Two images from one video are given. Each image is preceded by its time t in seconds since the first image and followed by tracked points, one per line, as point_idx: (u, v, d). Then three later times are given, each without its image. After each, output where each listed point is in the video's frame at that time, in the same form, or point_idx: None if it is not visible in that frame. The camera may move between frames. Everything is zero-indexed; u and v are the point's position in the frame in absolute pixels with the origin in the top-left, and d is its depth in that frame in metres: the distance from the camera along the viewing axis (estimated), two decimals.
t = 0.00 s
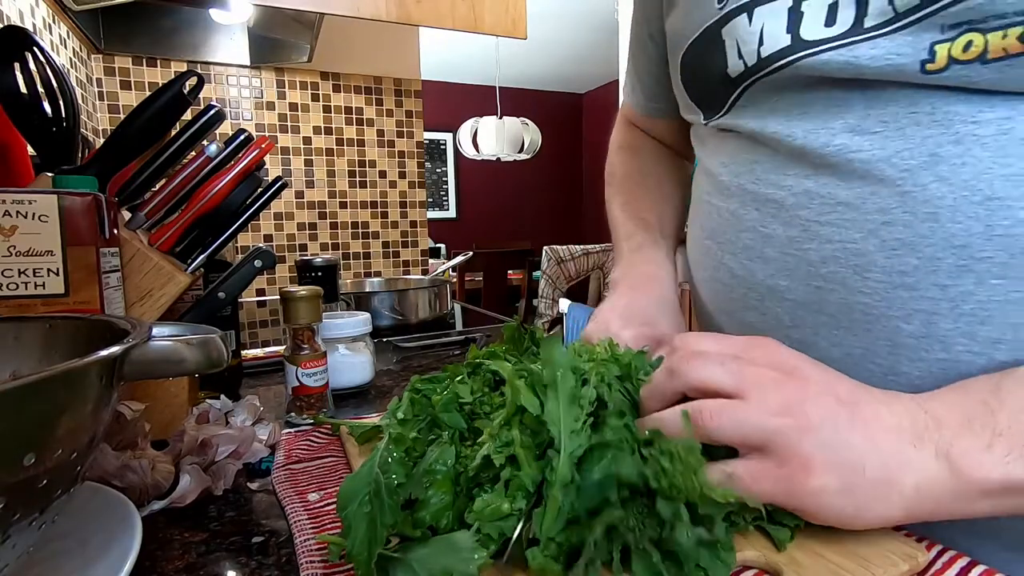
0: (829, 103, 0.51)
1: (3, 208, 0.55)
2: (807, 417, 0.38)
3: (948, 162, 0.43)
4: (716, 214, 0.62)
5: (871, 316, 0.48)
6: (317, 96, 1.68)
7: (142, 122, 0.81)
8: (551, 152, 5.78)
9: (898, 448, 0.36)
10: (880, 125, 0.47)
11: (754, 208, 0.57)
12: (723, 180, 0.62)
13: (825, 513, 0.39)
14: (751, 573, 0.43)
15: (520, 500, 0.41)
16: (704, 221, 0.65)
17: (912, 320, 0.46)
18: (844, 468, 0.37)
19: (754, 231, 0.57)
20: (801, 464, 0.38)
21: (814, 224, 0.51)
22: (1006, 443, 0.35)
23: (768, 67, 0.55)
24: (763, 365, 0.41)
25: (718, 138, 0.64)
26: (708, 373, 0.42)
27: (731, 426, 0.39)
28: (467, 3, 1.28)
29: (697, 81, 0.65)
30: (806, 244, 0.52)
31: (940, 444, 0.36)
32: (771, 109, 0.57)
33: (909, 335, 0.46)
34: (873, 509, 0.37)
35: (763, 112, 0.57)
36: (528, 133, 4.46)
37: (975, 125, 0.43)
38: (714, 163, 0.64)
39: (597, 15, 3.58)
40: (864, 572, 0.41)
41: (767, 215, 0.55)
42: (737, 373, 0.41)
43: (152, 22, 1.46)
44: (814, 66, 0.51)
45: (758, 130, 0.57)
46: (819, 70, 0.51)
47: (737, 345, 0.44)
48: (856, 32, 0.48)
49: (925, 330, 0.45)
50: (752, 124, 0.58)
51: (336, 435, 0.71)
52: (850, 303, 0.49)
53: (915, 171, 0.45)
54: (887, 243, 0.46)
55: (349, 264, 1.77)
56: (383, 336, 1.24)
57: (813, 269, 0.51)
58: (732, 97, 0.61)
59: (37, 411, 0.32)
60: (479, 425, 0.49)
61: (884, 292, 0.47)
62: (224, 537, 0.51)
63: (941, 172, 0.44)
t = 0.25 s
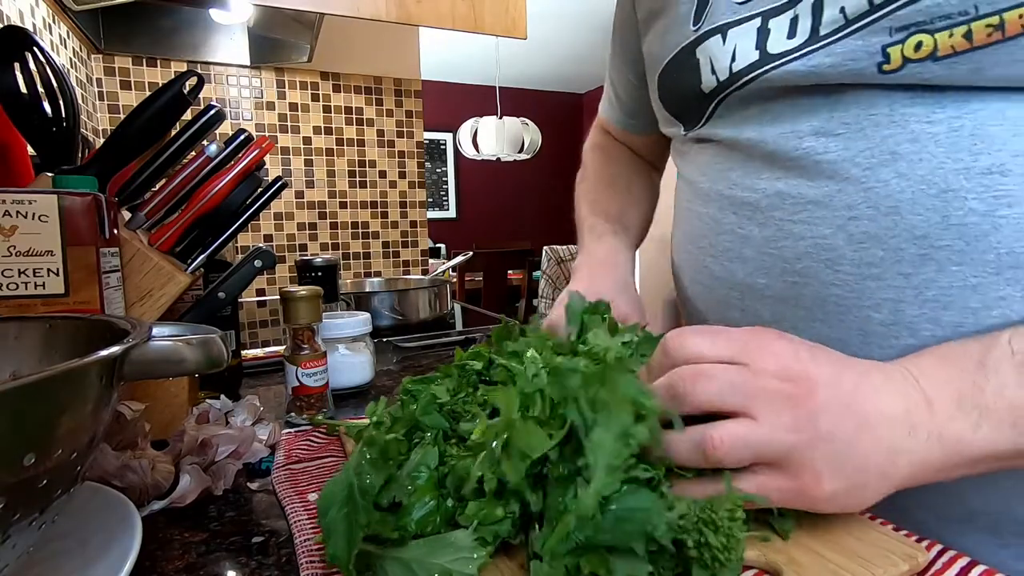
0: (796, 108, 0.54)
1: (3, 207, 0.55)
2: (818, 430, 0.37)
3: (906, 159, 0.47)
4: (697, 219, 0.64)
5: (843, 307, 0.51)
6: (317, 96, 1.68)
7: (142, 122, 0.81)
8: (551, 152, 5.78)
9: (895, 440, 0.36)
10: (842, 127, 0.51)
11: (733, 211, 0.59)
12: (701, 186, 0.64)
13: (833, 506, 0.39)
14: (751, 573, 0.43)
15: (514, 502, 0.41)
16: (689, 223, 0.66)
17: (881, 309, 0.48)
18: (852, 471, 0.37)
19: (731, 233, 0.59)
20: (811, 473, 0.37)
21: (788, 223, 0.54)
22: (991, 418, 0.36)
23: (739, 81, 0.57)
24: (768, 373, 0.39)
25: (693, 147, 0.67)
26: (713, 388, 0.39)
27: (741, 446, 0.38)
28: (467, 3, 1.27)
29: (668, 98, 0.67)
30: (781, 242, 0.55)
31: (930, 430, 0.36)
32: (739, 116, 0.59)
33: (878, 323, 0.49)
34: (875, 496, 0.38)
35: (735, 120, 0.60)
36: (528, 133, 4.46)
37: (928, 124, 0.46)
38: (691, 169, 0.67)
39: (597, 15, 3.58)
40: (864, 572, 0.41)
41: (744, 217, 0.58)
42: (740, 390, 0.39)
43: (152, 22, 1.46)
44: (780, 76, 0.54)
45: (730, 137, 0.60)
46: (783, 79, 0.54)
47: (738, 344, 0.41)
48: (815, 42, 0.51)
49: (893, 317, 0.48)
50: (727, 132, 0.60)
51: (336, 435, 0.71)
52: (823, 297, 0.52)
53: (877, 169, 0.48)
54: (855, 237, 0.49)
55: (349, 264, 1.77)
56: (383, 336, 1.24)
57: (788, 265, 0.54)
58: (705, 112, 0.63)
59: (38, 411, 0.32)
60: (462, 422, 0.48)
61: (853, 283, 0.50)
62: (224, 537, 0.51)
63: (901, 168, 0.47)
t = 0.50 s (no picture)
0: (776, 106, 0.55)
1: (3, 208, 0.55)
2: (800, 384, 0.37)
3: (881, 151, 0.47)
4: (682, 217, 0.64)
5: (823, 295, 0.51)
6: (317, 96, 1.68)
7: (142, 122, 0.81)
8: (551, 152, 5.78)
9: (880, 404, 0.37)
10: (821, 124, 0.51)
11: (719, 208, 0.59)
12: (685, 185, 0.64)
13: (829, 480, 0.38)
14: (751, 573, 0.43)
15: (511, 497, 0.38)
16: (676, 218, 0.65)
17: (859, 296, 0.49)
18: (843, 434, 0.37)
19: (716, 228, 0.59)
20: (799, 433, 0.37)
21: (769, 216, 0.54)
22: (981, 391, 0.36)
23: (722, 84, 0.58)
24: (752, 340, 0.40)
25: (675, 148, 0.67)
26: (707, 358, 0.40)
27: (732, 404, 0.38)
28: (466, 3, 1.27)
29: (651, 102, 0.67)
30: (765, 234, 0.55)
31: (918, 399, 0.37)
32: (720, 115, 0.60)
33: (858, 310, 0.49)
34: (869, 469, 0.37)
35: (717, 121, 0.60)
36: (528, 133, 4.46)
37: (902, 118, 0.47)
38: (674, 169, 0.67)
39: (597, 15, 3.57)
40: (865, 572, 0.41)
41: (728, 212, 0.58)
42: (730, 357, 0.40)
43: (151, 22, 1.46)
44: (759, 76, 0.54)
45: (712, 137, 0.60)
46: (763, 80, 0.54)
47: (729, 319, 0.42)
48: (791, 43, 0.52)
49: (872, 304, 0.49)
50: (708, 133, 0.61)
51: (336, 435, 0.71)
52: (804, 287, 0.52)
53: (854, 163, 0.49)
54: (835, 228, 0.50)
55: (349, 264, 1.77)
56: (383, 336, 1.24)
57: (771, 257, 0.54)
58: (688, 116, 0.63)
59: (38, 410, 0.32)
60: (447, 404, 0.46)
61: (833, 271, 0.50)
62: (224, 537, 0.51)
63: (876, 161, 0.48)
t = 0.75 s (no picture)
0: (778, 102, 0.55)
1: (3, 207, 0.55)
2: (806, 373, 0.37)
3: (878, 149, 0.48)
4: (681, 212, 0.64)
5: (817, 291, 0.52)
6: (317, 96, 1.68)
7: (142, 122, 0.81)
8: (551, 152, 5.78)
9: (879, 394, 0.36)
10: (819, 121, 0.52)
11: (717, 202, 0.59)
12: (684, 179, 0.64)
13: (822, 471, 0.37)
14: (751, 573, 0.43)
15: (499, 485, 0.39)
16: (676, 213, 0.65)
17: (851, 292, 0.50)
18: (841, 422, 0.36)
19: (714, 223, 0.59)
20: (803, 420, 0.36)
21: (766, 212, 0.54)
22: (970, 386, 0.36)
23: (725, 79, 0.58)
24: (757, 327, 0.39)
25: (677, 141, 0.66)
26: (709, 337, 0.38)
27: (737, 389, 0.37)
28: (466, 3, 1.27)
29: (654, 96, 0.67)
30: (761, 230, 0.55)
31: (914, 391, 0.36)
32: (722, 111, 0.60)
33: (849, 306, 0.50)
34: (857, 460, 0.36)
35: (718, 116, 0.60)
36: (528, 133, 4.46)
37: (898, 117, 0.48)
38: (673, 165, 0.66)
39: (597, 15, 3.57)
40: (864, 572, 0.41)
41: (725, 207, 0.58)
42: (735, 341, 0.38)
43: (151, 22, 1.46)
44: (763, 73, 0.55)
45: (714, 131, 0.60)
46: (766, 77, 0.55)
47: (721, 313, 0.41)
48: (795, 40, 0.52)
49: (863, 300, 0.49)
50: (709, 127, 0.61)
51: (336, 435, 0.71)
52: (798, 283, 0.53)
53: (851, 160, 0.49)
54: (832, 224, 0.50)
55: (349, 264, 1.77)
56: (382, 336, 1.24)
57: (767, 252, 0.55)
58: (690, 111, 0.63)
59: (38, 410, 0.32)
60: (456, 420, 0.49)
61: (826, 267, 0.51)
62: (224, 537, 0.51)
63: (872, 158, 0.48)
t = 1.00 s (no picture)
0: (802, 101, 0.53)
1: (3, 207, 0.55)
2: (833, 387, 0.35)
3: (911, 153, 0.46)
4: (694, 210, 0.63)
5: (842, 295, 0.51)
6: (317, 96, 1.68)
7: (142, 122, 0.81)
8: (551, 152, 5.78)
9: (917, 409, 0.34)
10: (848, 121, 0.50)
11: (736, 202, 0.58)
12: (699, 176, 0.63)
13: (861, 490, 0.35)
14: (751, 573, 0.43)
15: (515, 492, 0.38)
16: (689, 212, 0.65)
17: (879, 298, 0.49)
18: (877, 437, 0.34)
19: (732, 223, 0.59)
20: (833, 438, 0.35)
21: (790, 214, 0.54)
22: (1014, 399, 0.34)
23: (745, 76, 0.56)
24: (778, 338, 0.38)
25: (690, 137, 0.66)
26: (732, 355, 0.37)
27: (761, 410, 0.35)
28: (467, 4, 1.27)
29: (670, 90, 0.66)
30: (782, 232, 0.54)
31: (955, 406, 0.34)
32: (743, 108, 0.58)
33: (876, 312, 0.49)
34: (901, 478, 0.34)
35: (738, 114, 0.59)
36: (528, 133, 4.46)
37: (934, 119, 0.46)
38: (689, 159, 0.65)
39: (597, 15, 3.58)
40: (865, 572, 0.41)
41: (745, 207, 0.57)
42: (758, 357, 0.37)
43: (151, 22, 1.46)
44: (789, 71, 0.53)
45: (733, 128, 0.59)
46: (792, 75, 0.53)
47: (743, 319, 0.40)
48: (826, 38, 0.50)
49: (891, 307, 0.48)
50: (729, 124, 0.59)
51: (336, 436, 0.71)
52: (823, 287, 0.52)
53: (881, 162, 0.48)
54: (861, 228, 0.49)
55: (349, 264, 1.77)
56: (383, 336, 1.24)
57: (789, 255, 0.54)
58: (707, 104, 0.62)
59: (38, 410, 0.32)
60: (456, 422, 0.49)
61: (853, 272, 0.50)
62: (224, 537, 0.51)
63: (904, 161, 0.47)
